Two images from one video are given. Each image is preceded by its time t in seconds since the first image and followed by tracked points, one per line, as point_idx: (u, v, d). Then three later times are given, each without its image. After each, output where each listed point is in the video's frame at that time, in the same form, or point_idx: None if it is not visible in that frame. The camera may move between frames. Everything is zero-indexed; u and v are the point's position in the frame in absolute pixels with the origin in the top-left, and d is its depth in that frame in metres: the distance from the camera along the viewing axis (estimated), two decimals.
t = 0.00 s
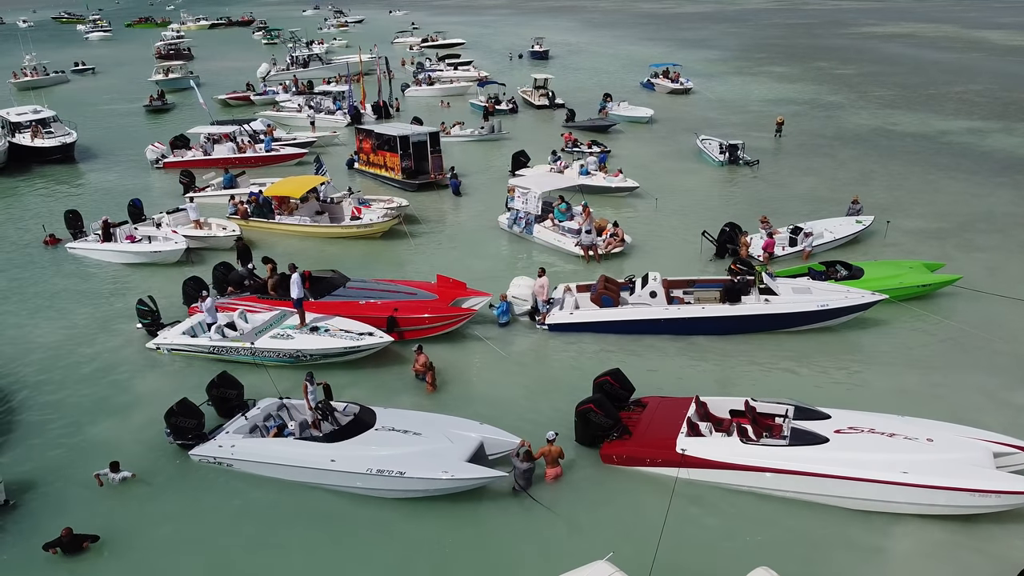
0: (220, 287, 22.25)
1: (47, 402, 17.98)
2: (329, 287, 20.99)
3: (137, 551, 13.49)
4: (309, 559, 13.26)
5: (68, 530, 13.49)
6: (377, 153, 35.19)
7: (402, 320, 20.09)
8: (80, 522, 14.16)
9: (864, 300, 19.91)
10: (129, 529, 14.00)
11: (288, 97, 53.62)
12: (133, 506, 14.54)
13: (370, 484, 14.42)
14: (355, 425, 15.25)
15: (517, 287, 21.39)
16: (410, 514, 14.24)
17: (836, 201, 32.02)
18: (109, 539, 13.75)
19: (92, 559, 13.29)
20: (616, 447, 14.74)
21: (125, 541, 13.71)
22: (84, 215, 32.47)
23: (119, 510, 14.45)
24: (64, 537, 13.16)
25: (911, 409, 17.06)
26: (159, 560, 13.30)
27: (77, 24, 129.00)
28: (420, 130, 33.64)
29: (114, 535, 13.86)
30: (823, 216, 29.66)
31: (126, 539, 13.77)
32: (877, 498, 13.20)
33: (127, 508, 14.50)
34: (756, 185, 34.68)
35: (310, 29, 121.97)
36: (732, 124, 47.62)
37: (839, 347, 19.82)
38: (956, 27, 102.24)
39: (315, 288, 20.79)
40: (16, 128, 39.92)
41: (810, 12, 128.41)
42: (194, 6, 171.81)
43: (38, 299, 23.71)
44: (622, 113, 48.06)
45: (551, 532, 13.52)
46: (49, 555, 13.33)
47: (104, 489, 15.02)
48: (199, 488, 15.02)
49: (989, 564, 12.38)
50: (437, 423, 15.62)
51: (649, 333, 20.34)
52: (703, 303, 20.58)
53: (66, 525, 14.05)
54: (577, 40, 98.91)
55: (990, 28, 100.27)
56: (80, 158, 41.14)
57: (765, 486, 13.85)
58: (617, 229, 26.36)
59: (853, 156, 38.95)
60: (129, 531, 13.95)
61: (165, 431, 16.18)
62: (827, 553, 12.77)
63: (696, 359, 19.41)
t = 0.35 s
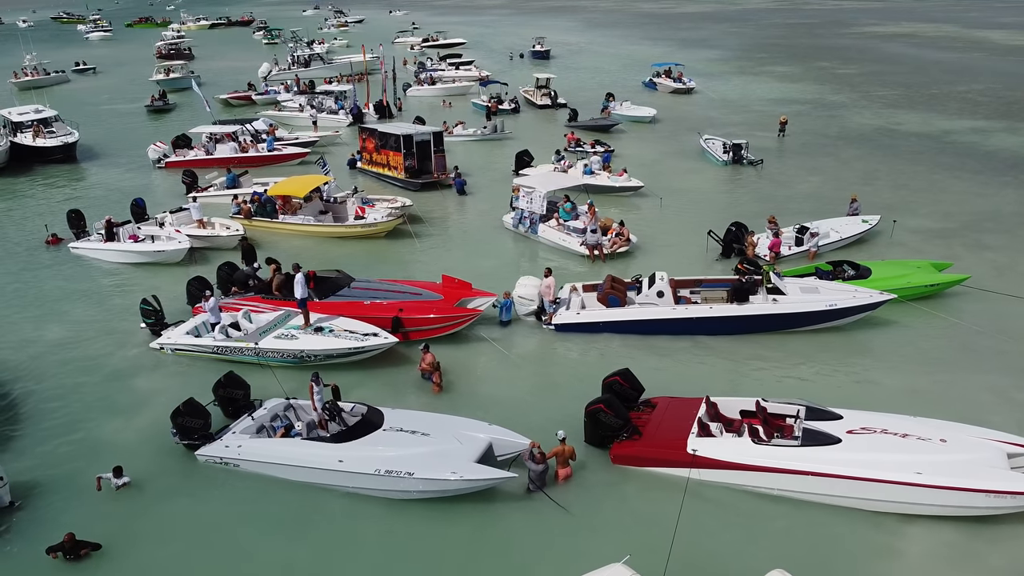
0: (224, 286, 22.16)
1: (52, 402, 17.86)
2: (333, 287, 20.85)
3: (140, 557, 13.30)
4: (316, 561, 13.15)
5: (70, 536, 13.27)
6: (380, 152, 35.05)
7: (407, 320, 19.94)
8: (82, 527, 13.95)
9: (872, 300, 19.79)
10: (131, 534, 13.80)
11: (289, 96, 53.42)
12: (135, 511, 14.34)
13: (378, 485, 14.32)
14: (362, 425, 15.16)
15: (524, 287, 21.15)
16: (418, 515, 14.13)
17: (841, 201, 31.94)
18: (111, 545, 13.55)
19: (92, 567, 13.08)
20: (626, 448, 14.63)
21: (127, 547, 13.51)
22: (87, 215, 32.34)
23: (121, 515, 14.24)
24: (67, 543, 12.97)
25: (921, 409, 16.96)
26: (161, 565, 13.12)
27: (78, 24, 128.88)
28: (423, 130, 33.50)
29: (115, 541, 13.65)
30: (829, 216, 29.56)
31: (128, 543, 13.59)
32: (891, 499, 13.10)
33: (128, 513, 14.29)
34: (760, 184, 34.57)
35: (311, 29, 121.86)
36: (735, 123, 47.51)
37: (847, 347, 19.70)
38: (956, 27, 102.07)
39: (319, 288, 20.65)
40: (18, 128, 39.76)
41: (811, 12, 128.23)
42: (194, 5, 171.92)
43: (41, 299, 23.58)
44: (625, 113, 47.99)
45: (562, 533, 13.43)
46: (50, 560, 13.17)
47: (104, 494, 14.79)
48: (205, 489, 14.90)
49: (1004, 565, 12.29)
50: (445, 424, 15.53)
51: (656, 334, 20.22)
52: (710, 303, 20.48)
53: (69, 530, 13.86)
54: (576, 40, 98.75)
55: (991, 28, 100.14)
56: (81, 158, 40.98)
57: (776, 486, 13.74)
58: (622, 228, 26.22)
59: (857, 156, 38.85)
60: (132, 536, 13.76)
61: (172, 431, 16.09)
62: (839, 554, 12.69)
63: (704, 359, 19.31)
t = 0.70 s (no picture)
0: (230, 286, 22.05)
1: (59, 403, 17.74)
2: (340, 287, 20.73)
3: (144, 563, 13.08)
4: (327, 563, 13.04)
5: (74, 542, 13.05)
6: (385, 152, 34.94)
7: (414, 320, 19.78)
8: (86, 532, 13.74)
9: (882, 299, 19.68)
10: (135, 541, 13.57)
11: (292, 96, 53.27)
12: (140, 516, 14.14)
13: (388, 485, 14.22)
14: (372, 425, 15.07)
15: (532, 286, 20.95)
16: (429, 516, 14.02)
17: (847, 200, 31.83)
18: (113, 552, 13.32)
19: (91, 575, 12.80)
20: (638, 448, 14.52)
21: (131, 553, 13.28)
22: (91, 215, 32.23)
23: (126, 521, 14.03)
24: (70, 547, 12.75)
25: (934, 409, 16.85)
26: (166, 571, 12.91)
27: (79, 24, 128.82)
28: (427, 129, 33.30)
29: (117, 549, 13.39)
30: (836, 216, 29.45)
31: (133, 550, 13.37)
32: (906, 500, 12.99)
33: (133, 519, 14.07)
34: (766, 184, 34.46)
35: (312, 28, 121.68)
36: (739, 123, 47.39)
37: (857, 347, 19.60)
38: (958, 27, 101.83)
39: (326, 288, 20.53)
40: (21, 127, 39.63)
41: (812, 11, 128.01)
42: (195, 5, 171.82)
43: (46, 299, 23.46)
44: (629, 112, 47.86)
45: (574, 534, 13.31)
46: (53, 565, 12.98)
47: (109, 498, 14.58)
48: (214, 490, 14.79)
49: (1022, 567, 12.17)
50: (455, 424, 15.43)
51: (665, 334, 20.11)
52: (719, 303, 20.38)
53: (73, 534, 13.65)
54: (577, 40, 98.57)
55: (994, 27, 99.97)
56: (84, 158, 40.85)
57: (790, 486, 13.63)
58: (629, 228, 26.08)
59: (862, 155, 38.73)
60: (135, 543, 13.52)
61: (180, 431, 15.99)
62: (855, 556, 12.57)
63: (713, 359, 19.19)
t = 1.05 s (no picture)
0: (240, 286, 21.95)
1: (70, 404, 17.62)
2: (349, 287, 20.60)
3: (156, 567, 12.96)
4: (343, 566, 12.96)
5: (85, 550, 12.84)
6: (391, 151, 34.82)
7: (424, 321, 19.59)
8: (98, 538, 13.57)
9: (896, 299, 19.56)
10: (146, 547, 13.39)
11: (296, 96, 53.16)
12: (152, 521, 13.98)
13: (402, 487, 14.14)
14: (386, 426, 14.99)
15: (543, 286, 20.75)
16: (445, 518, 13.93)
17: (856, 200, 31.72)
18: (124, 560, 13.12)
19: None
20: (655, 449, 14.42)
21: (142, 560, 13.13)
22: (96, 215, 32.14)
23: (137, 527, 13.83)
24: (79, 553, 12.54)
25: (950, 408, 16.74)
26: None
27: (81, 24, 128.82)
28: (433, 129, 33.24)
29: (126, 558, 13.16)
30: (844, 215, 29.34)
31: (145, 554, 13.24)
32: (927, 501, 12.88)
33: (145, 523, 13.93)
34: (773, 183, 34.36)
35: (314, 28, 121.62)
36: (744, 122, 47.30)
37: (871, 346, 19.48)
38: (960, 27, 101.76)
39: (336, 288, 20.39)
40: (26, 127, 39.53)
41: (814, 11, 127.95)
42: (196, 6, 171.96)
43: (54, 299, 23.35)
44: (633, 112, 47.74)
45: (592, 536, 13.22)
46: (62, 570, 12.80)
47: (120, 503, 14.41)
48: (227, 492, 14.70)
49: None
50: (470, 425, 15.33)
51: (677, 334, 20.00)
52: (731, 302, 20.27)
53: (84, 539, 13.49)
54: (579, 40, 98.50)
55: (997, 27, 99.73)
56: (89, 158, 40.75)
57: (808, 488, 13.55)
58: (639, 227, 25.98)
59: (869, 154, 38.64)
60: (147, 548, 13.37)
61: (193, 431, 15.92)
62: (875, 557, 12.48)
63: (726, 358, 19.09)
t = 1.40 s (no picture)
0: (250, 285, 21.84)
1: (82, 403, 17.52)
2: (360, 287, 20.49)
3: (172, 569, 12.86)
4: (361, 567, 12.88)
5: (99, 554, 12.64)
6: (397, 151, 34.71)
7: (435, 321, 19.38)
8: (112, 540, 13.44)
9: (911, 297, 19.43)
10: (160, 551, 13.26)
11: (300, 96, 53.05)
12: (168, 522, 13.89)
13: (418, 488, 14.05)
14: (402, 426, 14.91)
15: (555, 285, 20.79)
16: (462, 519, 13.85)
17: (864, 199, 31.63)
18: (137, 564, 12.97)
19: None
20: (673, 448, 14.36)
21: (157, 563, 13.00)
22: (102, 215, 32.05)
23: (150, 530, 13.69)
24: (92, 558, 12.32)
25: (968, 407, 16.65)
26: None
27: (83, 24, 128.85)
28: (440, 129, 33.15)
29: (140, 563, 13.00)
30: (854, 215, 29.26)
31: (161, 555, 13.15)
32: (949, 501, 12.80)
33: (159, 526, 13.79)
34: (781, 183, 34.25)
35: (315, 28, 121.55)
36: (750, 122, 47.23)
37: (885, 346, 19.39)
38: (962, 26, 101.80)
39: (346, 288, 20.26)
40: (31, 127, 39.43)
41: (816, 11, 127.93)
42: (197, 6, 172.04)
43: (63, 298, 23.25)
44: (638, 112, 47.61)
45: (611, 536, 13.15)
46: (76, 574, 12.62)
47: (135, 505, 14.27)
48: (243, 492, 14.62)
49: None
50: (485, 425, 15.22)
51: (691, 333, 19.88)
52: (744, 301, 20.21)
53: (98, 542, 13.36)
54: (581, 39, 98.49)
55: (1000, 26, 99.64)
56: (94, 158, 40.64)
57: (827, 487, 13.48)
58: (649, 227, 25.90)
59: (876, 154, 38.58)
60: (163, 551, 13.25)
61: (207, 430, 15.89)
62: (897, 557, 12.39)
63: (741, 358, 18.98)
